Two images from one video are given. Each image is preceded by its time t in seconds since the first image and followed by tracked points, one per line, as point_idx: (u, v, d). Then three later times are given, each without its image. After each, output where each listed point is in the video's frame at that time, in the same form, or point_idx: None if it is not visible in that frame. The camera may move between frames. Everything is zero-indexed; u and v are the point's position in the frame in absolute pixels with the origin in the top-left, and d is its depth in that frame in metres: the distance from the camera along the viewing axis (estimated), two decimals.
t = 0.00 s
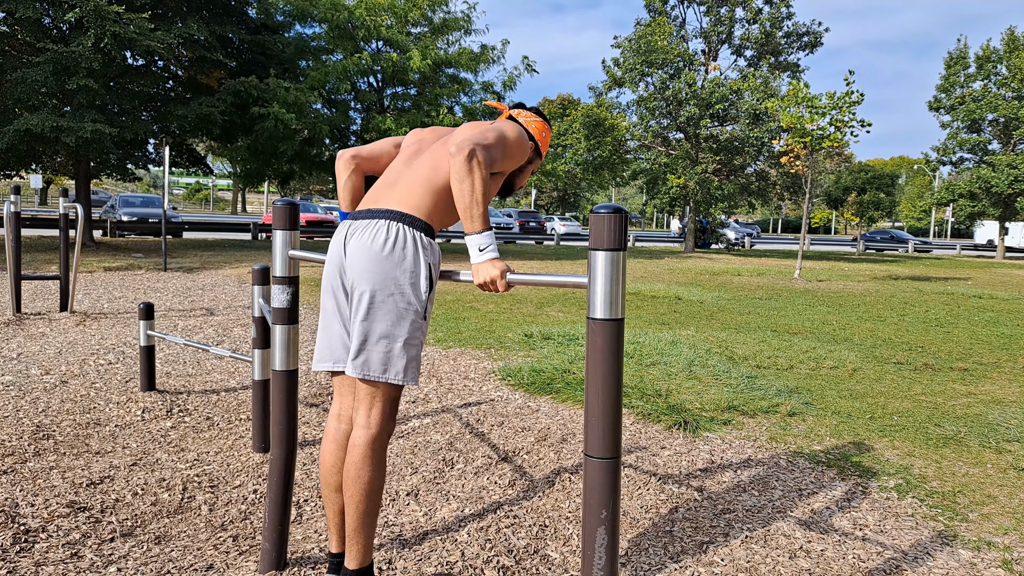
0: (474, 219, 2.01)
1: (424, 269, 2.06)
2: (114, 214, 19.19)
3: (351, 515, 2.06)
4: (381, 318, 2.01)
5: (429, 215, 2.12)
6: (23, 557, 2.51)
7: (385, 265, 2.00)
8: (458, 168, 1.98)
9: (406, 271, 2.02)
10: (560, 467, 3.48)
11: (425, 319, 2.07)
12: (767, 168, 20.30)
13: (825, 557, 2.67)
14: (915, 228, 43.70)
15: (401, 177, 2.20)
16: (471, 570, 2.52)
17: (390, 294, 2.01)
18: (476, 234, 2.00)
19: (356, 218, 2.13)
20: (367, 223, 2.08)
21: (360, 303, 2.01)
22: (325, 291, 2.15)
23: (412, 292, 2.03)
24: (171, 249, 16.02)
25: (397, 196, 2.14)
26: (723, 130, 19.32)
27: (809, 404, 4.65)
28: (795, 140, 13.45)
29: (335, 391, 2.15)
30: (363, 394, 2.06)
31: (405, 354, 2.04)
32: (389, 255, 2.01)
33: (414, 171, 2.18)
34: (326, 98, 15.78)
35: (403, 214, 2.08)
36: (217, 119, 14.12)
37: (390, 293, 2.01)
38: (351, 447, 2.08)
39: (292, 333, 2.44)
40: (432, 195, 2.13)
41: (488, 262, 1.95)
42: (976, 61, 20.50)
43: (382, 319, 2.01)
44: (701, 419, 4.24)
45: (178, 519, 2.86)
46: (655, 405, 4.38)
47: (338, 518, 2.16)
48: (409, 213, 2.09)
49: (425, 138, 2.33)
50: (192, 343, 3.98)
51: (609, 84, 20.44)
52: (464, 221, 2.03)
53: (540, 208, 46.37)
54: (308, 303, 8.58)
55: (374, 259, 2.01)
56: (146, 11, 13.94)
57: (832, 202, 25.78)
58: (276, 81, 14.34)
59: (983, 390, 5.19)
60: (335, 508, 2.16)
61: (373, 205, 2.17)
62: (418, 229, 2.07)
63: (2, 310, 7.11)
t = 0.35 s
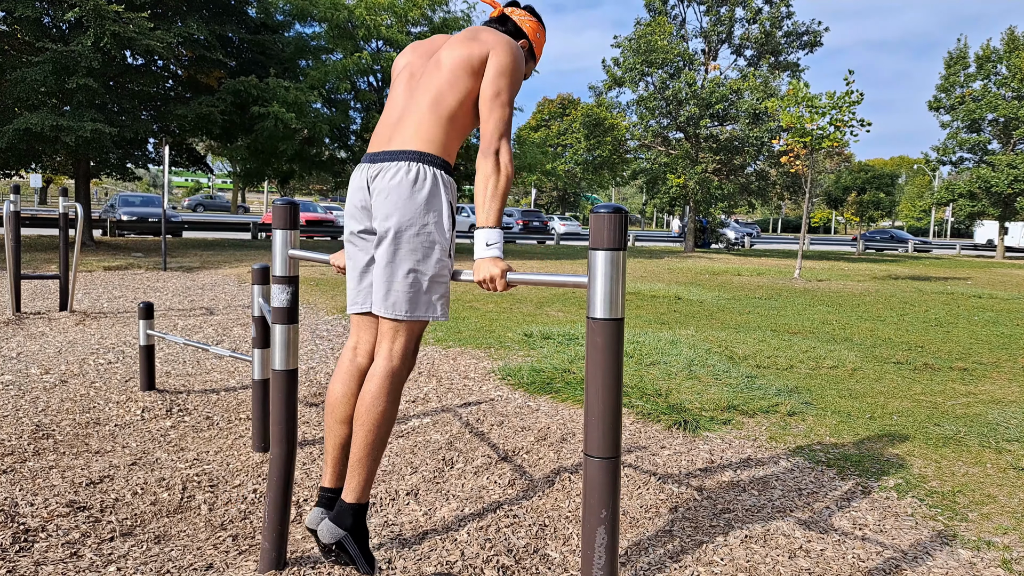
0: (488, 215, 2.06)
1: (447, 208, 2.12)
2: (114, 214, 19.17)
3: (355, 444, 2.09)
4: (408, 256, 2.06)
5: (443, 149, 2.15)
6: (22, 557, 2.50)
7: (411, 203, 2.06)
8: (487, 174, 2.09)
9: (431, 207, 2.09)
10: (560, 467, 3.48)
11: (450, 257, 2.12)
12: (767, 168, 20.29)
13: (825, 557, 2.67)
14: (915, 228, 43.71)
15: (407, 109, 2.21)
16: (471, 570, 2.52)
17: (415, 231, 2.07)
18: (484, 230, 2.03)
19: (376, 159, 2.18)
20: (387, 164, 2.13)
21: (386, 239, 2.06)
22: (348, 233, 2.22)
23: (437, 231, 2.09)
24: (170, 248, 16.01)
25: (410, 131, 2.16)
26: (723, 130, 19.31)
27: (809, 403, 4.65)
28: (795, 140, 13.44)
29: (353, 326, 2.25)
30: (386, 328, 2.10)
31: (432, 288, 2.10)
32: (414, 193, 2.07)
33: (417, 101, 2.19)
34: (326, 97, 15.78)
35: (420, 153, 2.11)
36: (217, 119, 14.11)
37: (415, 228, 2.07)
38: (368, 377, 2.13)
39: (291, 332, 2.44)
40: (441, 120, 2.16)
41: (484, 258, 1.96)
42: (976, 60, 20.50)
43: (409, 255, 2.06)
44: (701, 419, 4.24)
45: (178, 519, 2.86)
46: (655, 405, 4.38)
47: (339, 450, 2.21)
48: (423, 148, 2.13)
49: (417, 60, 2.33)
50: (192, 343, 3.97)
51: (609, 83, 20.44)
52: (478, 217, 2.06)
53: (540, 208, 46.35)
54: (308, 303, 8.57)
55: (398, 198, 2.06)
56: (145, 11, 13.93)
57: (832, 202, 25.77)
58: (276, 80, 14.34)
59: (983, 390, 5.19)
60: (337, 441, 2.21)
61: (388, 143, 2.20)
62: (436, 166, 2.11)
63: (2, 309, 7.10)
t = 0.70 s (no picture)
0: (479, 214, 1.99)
1: (419, 316, 1.98)
2: (114, 214, 19.19)
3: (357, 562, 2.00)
4: (382, 369, 1.95)
5: (417, 260, 2.01)
6: (23, 556, 2.51)
7: (380, 318, 1.92)
8: (469, 165, 1.97)
9: (402, 320, 1.95)
10: (560, 467, 3.48)
11: (422, 366, 2.01)
12: (767, 168, 20.30)
13: (826, 557, 2.67)
14: (915, 228, 43.72)
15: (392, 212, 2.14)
16: (471, 570, 2.52)
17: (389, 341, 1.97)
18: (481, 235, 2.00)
19: (345, 266, 2.03)
20: (356, 273, 1.98)
21: (357, 358, 1.94)
22: (315, 344, 2.07)
23: (409, 340, 1.97)
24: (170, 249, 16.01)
25: (387, 238, 2.03)
26: (723, 130, 19.33)
27: (809, 403, 4.66)
28: (795, 140, 13.44)
29: (335, 437, 2.12)
30: (366, 444, 2.02)
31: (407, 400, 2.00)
32: (384, 308, 1.92)
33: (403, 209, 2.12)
34: (326, 98, 15.78)
35: (391, 263, 1.97)
36: (217, 120, 14.11)
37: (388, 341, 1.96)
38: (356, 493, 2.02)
39: (291, 333, 2.43)
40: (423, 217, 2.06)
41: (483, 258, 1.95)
42: (976, 61, 20.50)
43: (382, 372, 1.95)
44: (701, 419, 4.24)
45: (178, 519, 2.86)
46: (655, 405, 4.38)
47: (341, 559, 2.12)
48: (398, 258, 1.98)
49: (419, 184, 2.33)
50: (192, 343, 3.97)
51: (609, 84, 20.44)
52: (469, 217, 2.01)
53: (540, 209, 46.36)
54: (308, 303, 8.58)
55: (365, 314, 1.92)
56: (145, 11, 13.94)
57: (832, 202, 25.78)
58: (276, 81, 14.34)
59: (984, 390, 5.19)
60: (340, 550, 2.11)
61: (363, 248, 2.06)
62: (408, 277, 1.97)
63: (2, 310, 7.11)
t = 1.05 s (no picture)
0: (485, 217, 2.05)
1: (444, 225, 2.12)
2: (114, 214, 19.20)
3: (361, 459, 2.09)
4: (405, 271, 2.07)
5: (443, 166, 2.17)
6: (23, 556, 2.51)
7: (406, 218, 2.06)
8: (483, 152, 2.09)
9: (427, 223, 2.08)
10: (560, 467, 3.48)
11: (446, 274, 2.13)
12: (768, 168, 20.29)
13: (826, 557, 2.67)
14: (915, 228, 43.72)
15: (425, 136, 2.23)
16: (471, 570, 2.52)
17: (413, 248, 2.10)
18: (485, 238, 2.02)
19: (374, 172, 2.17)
20: (386, 176, 2.13)
21: (383, 257, 2.07)
22: (342, 243, 2.20)
23: (433, 245, 2.10)
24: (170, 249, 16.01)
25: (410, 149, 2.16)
26: (723, 130, 19.33)
27: (809, 404, 4.66)
28: (795, 140, 13.44)
29: (348, 340, 2.25)
30: (384, 344, 2.11)
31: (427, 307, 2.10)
32: (411, 209, 2.07)
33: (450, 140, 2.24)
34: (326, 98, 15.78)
35: (420, 167, 2.12)
36: (217, 120, 14.12)
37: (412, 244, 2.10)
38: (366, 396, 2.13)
39: (292, 332, 2.44)
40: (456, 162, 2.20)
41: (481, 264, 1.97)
42: (976, 61, 20.50)
43: (405, 273, 2.07)
44: (701, 420, 4.24)
45: (178, 520, 2.86)
46: (655, 405, 4.38)
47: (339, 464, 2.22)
48: (426, 165, 2.14)
49: (418, 79, 2.35)
50: (192, 343, 3.96)
51: (609, 84, 20.43)
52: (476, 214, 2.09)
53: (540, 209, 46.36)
54: (308, 303, 8.58)
55: (396, 214, 2.07)
56: (145, 11, 13.94)
57: (833, 202, 25.78)
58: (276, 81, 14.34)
59: (984, 390, 5.20)
60: (338, 453, 2.22)
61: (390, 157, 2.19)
62: (436, 183, 2.12)
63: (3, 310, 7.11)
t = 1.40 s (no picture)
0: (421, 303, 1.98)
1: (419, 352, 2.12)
2: (114, 214, 19.18)
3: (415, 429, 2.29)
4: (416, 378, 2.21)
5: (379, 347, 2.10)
6: (23, 557, 2.51)
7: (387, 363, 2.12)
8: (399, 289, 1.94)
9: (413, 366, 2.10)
10: (560, 467, 3.48)
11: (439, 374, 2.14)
12: (768, 168, 20.26)
13: (825, 557, 2.67)
14: (915, 228, 43.71)
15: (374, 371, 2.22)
16: (471, 570, 2.53)
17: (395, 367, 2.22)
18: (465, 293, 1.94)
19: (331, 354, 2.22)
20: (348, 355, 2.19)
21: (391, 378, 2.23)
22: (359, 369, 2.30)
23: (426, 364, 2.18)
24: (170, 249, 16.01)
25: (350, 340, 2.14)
26: (723, 130, 19.32)
27: (809, 403, 4.66)
28: (795, 140, 13.43)
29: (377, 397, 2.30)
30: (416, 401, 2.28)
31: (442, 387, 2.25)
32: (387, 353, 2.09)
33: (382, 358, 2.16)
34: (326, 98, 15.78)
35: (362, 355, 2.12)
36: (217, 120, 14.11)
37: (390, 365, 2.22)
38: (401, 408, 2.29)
39: (291, 332, 2.44)
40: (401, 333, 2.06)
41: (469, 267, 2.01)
42: (976, 61, 20.49)
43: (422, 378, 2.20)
44: (701, 419, 4.24)
45: (178, 519, 2.86)
46: (655, 405, 4.38)
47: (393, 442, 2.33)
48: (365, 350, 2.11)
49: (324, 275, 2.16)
50: (192, 343, 3.95)
51: (609, 84, 20.41)
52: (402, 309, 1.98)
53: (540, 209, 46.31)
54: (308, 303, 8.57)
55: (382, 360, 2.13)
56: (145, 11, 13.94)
57: (833, 202, 25.77)
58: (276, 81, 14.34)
59: (984, 390, 5.20)
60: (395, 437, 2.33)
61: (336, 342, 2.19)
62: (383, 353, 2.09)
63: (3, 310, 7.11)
